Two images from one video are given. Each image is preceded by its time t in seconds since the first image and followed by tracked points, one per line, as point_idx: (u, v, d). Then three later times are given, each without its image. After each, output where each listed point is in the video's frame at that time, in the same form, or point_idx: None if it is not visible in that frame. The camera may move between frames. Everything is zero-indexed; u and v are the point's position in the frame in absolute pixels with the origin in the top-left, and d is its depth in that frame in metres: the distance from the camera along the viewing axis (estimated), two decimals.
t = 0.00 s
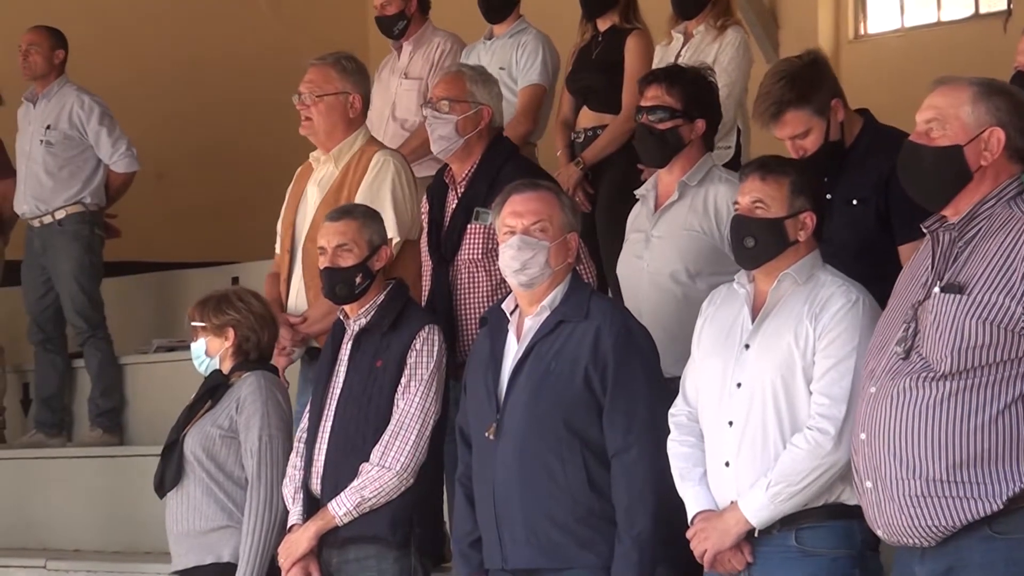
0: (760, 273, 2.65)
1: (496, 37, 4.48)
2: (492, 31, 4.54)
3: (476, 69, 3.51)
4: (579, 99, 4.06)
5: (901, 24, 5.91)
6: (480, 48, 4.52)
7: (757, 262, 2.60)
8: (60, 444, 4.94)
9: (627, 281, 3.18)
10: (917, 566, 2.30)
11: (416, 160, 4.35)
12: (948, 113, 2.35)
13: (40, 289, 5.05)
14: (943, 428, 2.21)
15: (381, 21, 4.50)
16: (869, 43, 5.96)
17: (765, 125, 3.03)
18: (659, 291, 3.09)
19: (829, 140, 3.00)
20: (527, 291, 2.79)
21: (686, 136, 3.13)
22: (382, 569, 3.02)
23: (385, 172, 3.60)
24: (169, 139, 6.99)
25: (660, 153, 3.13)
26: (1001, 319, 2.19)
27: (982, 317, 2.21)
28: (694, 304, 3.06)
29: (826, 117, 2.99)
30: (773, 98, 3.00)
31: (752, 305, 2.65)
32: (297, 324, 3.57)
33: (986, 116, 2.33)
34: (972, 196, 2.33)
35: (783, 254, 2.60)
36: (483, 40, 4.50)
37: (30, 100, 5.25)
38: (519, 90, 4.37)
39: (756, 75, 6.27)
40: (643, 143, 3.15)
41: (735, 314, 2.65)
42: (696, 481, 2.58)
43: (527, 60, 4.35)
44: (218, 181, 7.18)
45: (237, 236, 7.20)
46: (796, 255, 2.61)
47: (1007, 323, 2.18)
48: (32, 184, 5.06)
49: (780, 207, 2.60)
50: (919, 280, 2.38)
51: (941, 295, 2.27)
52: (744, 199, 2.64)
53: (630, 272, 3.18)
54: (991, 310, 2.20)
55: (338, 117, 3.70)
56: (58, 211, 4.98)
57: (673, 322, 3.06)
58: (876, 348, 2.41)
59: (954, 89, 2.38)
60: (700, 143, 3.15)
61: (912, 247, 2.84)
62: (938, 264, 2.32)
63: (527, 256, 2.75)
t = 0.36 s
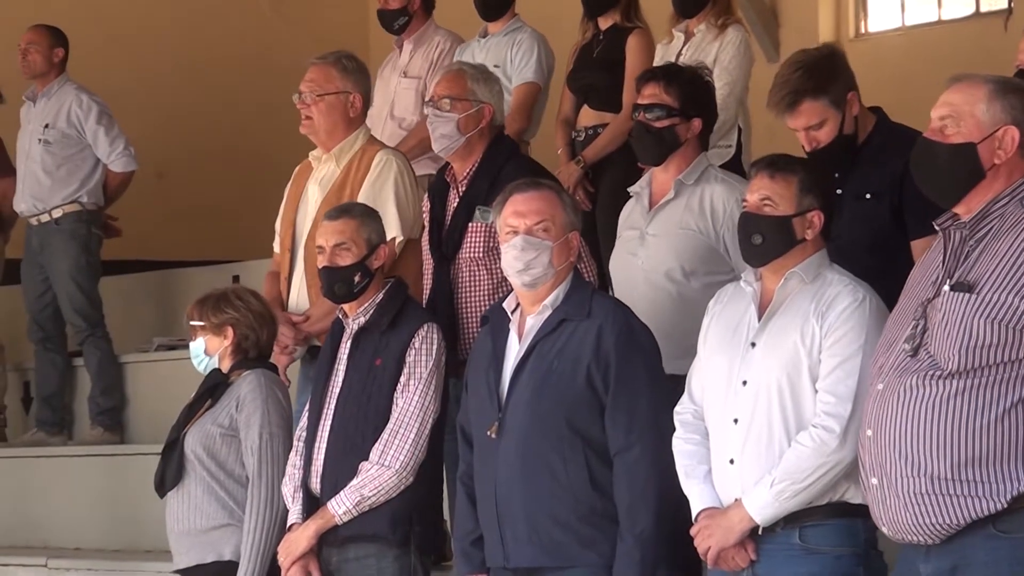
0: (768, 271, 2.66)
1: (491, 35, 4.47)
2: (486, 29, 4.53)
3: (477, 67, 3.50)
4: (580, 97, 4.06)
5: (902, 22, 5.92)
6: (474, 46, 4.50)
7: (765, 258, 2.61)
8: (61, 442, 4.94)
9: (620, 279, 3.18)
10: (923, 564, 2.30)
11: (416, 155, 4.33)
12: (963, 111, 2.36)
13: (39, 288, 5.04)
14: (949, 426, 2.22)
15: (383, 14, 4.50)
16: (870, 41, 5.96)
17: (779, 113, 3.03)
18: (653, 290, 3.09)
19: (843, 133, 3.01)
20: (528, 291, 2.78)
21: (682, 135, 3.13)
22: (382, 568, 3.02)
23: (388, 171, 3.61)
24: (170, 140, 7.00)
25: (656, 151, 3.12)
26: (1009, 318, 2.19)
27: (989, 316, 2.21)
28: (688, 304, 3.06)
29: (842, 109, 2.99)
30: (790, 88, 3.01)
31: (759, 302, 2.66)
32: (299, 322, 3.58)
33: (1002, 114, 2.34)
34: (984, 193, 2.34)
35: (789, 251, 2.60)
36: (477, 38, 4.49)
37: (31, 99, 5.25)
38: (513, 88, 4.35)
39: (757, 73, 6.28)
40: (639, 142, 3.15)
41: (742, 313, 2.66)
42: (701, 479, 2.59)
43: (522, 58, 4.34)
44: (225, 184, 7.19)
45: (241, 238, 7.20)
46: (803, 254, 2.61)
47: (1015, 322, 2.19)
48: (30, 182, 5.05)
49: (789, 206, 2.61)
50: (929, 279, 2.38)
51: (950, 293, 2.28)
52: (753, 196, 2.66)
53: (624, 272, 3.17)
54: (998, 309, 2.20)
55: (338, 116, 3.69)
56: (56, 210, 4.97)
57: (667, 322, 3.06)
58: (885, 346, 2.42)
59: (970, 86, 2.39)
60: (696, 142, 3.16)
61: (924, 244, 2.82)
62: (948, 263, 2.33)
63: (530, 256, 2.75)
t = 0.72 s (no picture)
0: (777, 267, 2.66)
1: (499, 31, 4.47)
2: (494, 25, 4.53)
3: (483, 63, 3.49)
4: (586, 93, 4.07)
5: (908, 18, 5.87)
6: (482, 43, 4.50)
7: (774, 254, 2.62)
8: (68, 438, 4.96)
9: (618, 275, 3.18)
10: (936, 559, 2.30)
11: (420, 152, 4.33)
12: (976, 107, 2.37)
13: (44, 284, 5.04)
14: (958, 423, 2.22)
15: (390, 7, 4.49)
16: (876, 37, 5.92)
17: (796, 94, 3.04)
18: (651, 286, 3.09)
19: (856, 121, 3.01)
20: (535, 288, 2.78)
21: (681, 132, 3.13)
22: (389, 564, 3.01)
23: (390, 167, 3.61)
24: (173, 137, 7.01)
25: (654, 149, 3.13)
26: (1017, 315, 2.20)
27: (997, 313, 2.22)
28: (688, 301, 3.06)
29: (858, 97, 3.00)
30: (810, 69, 3.01)
31: (768, 299, 2.66)
32: (302, 319, 3.58)
33: (1014, 109, 2.35)
34: (996, 189, 2.35)
35: (799, 247, 2.61)
36: (486, 34, 4.49)
37: (36, 95, 5.25)
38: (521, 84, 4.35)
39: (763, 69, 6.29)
40: (639, 139, 3.15)
41: (751, 309, 2.66)
42: (709, 473, 2.60)
43: (530, 55, 4.34)
44: (224, 182, 7.17)
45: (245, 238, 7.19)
46: (814, 249, 2.62)
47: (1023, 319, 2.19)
48: (34, 178, 5.06)
49: (800, 201, 2.61)
50: (942, 277, 2.39)
51: (959, 291, 2.29)
52: (764, 191, 2.65)
53: (621, 268, 3.18)
54: (1006, 307, 2.21)
55: (342, 112, 3.69)
56: (60, 205, 4.97)
57: (669, 319, 3.06)
58: (898, 343, 2.43)
59: (983, 82, 2.39)
60: (695, 139, 3.16)
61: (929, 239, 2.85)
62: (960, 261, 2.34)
63: (538, 253, 2.75)
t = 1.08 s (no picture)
0: (794, 257, 2.66)
1: (518, 22, 4.48)
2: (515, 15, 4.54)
3: (495, 53, 3.50)
4: (596, 83, 4.07)
5: (921, 9, 5.82)
6: (504, 34, 4.51)
7: (791, 244, 2.62)
8: (80, 429, 4.95)
9: (627, 266, 3.18)
10: (956, 552, 2.31)
11: (430, 145, 4.33)
12: (987, 98, 2.37)
13: (57, 275, 5.06)
14: (973, 417, 2.23)
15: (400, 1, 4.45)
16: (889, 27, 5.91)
17: (812, 60, 3.05)
18: (661, 278, 3.09)
19: (863, 99, 3.00)
20: (548, 279, 2.79)
21: (690, 124, 3.12)
22: (400, 554, 3.02)
23: (398, 157, 3.61)
24: (184, 126, 7.05)
25: (663, 141, 3.12)
26: None
27: (1011, 306, 2.22)
28: (698, 293, 3.06)
29: (868, 74, 2.99)
30: (824, 37, 3.03)
31: (784, 290, 2.66)
32: (312, 310, 3.58)
33: None
34: (1007, 180, 2.35)
35: (814, 238, 2.61)
36: (507, 25, 4.50)
37: (48, 86, 5.26)
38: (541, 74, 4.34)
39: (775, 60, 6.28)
40: (648, 130, 3.14)
41: (767, 299, 2.66)
42: (723, 463, 2.60)
43: (548, 45, 4.33)
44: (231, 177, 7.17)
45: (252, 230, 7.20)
46: (831, 240, 2.62)
47: None
48: (48, 170, 5.06)
49: (817, 192, 2.61)
50: (958, 269, 2.39)
51: (972, 285, 2.29)
52: (781, 182, 2.65)
53: (630, 259, 3.18)
54: (1019, 299, 2.22)
55: (347, 103, 3.69)
56: (75, 196, 4.98)
57: (682, 310, 3.06)
58: (915, 337, 2.43)
59: (990, 75, 2.40)
60: (703, 130, 3.15)
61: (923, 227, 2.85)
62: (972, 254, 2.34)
63: (552, 244, 2.75)
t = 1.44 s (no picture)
0: (804, 251, 2.66)
1: (536, 14, 4.48)
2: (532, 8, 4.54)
3: (507, 46, 3.52)
4: (608, 76, 4.07)
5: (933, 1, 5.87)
6: (522, 27, 4.51)
7: (801, 238, 2.62)
8: (93, 422, 4.96)
9: (649, 259, 3.19)
10: (968, 544, 2.31)
11: (444, 139, 4.33)
12: (1004, 90, 2.37)
13: (72, 267, 5.07)
14: (988, 410, 2.22)
15: None
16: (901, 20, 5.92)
17: (832, 35, 3.06)
18: (682, 270, 3.10)
19: (877, 81, 3.00)
20: (564, 273, 2.79)
21: (709, 115, 3.12)
22: (413, 546, 3.02)
23: (407, 150, 3.61)
24: (198, 118, 7.10)
25: (683, 132, 3.12)
26: None
27: None
28: (718, 285, 3.06)
29: (886, 57, 3.00)
30: (846, 14, 3.04)
31: (795, 283, 2.66)
32: (323, 304, 3.58)
33: None
34: None
35: (826, 231, 2.61)
36: (525, 18, 4.50)
37: (61, 80, 5.26)
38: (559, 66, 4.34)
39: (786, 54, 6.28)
40: (667, 122, 3.15)
41: (778, 292, 2.67)
42: (734, 456, 2.60)
43: (565, 38, 4.33)
44: (242, 175, 7.22)
45: (257, 224, 7.23)
46: (841, 233, 2.62)
47: None
48: (62, 163, 5.06)
49: (827, 184, 2.61)
50: (970, 262, 2.39)
51: (988, 277, 2.29)
52: (791, 175, 2.66)
53: (652, 251, 3.19)
54: None
55: (358, 95, 3.69)
56: (90, 189, 4.99)
57: (701, 303, 3.07)
58: (927, 330, 2.42)
59: (1010, 66, 2.39)
60: (724, 121, 3.15)
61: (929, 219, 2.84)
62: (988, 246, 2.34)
63: (570, 237, 2.75)
